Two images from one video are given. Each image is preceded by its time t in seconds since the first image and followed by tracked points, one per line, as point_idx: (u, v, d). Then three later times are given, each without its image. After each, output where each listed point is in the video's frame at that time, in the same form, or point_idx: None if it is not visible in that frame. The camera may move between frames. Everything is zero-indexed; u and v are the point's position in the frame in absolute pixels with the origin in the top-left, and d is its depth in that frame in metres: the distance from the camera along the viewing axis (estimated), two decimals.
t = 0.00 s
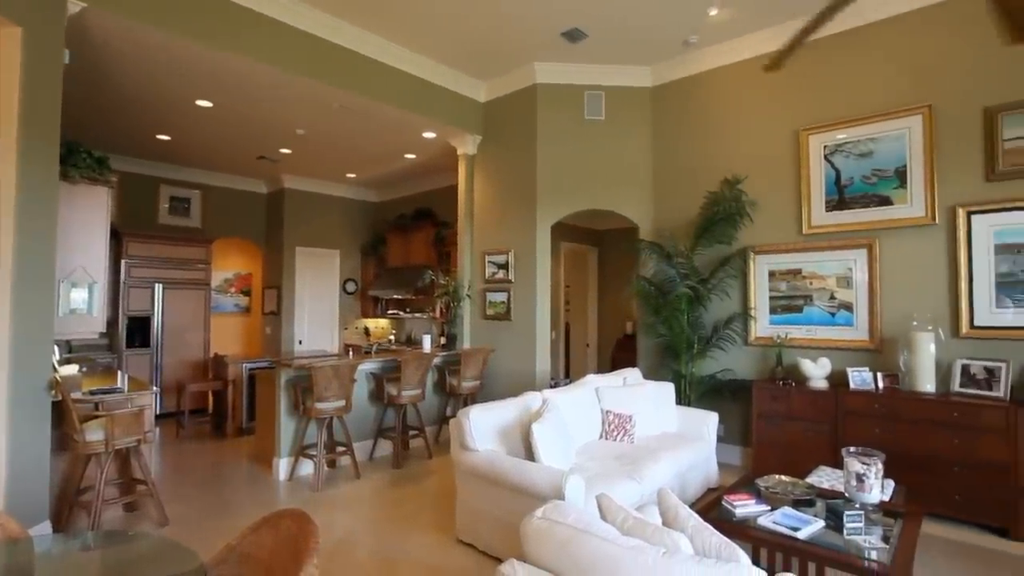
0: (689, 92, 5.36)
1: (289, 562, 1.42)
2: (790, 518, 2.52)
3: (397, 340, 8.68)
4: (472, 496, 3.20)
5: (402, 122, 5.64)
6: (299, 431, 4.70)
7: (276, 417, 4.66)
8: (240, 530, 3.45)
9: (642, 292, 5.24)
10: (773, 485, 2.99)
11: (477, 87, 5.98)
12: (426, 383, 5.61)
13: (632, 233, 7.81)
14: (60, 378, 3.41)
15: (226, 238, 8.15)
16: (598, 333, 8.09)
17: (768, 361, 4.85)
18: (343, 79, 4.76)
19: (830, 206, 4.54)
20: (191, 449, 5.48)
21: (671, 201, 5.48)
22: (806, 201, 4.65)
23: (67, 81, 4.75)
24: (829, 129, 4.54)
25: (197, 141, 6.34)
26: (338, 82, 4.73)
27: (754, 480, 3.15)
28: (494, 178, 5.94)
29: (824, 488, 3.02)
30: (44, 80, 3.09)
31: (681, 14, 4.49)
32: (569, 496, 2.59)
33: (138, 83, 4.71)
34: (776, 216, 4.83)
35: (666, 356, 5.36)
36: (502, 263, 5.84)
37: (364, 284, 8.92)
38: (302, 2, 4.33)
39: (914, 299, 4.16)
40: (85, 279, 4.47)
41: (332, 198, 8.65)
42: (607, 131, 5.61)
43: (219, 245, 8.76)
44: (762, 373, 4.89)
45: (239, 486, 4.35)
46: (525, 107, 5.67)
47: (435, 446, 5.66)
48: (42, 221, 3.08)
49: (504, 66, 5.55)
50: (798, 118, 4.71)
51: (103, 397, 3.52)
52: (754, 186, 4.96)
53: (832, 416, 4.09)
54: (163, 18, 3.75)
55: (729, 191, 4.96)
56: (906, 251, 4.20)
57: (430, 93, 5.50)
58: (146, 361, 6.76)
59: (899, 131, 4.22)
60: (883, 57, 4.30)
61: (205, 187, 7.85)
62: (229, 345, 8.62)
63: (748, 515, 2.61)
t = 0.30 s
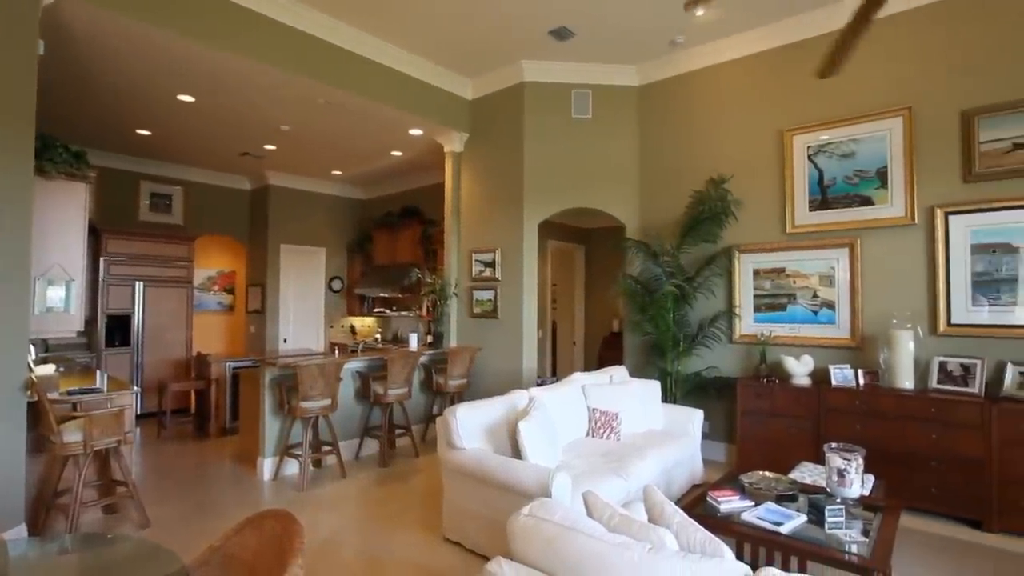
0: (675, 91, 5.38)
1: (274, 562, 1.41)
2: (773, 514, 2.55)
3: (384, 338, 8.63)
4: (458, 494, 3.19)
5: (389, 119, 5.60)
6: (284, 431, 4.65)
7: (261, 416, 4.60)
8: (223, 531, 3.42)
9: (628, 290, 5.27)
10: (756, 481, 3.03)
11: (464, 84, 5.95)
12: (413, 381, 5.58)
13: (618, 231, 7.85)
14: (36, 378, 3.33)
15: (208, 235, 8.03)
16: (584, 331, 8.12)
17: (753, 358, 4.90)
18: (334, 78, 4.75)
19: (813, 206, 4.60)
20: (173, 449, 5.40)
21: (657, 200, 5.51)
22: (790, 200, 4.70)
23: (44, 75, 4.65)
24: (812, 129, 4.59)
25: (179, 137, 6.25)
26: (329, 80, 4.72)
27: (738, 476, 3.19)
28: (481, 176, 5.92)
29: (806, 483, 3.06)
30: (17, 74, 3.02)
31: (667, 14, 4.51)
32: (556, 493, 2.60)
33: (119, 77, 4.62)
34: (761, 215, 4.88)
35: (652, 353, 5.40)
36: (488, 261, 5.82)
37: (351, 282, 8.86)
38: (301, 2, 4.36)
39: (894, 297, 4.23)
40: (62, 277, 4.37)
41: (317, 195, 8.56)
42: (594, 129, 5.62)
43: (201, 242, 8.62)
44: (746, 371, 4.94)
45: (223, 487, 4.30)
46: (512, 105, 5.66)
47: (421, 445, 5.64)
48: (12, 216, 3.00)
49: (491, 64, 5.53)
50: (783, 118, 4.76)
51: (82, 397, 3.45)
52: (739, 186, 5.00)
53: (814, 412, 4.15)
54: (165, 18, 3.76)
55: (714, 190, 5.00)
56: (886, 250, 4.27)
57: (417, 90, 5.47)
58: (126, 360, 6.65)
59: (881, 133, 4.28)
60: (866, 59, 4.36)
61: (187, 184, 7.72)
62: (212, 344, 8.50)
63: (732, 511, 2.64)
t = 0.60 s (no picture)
0: (661, 91, 5.41)
1: (257, 563, 1.38)
2: (757, 509, 2.58)
3: (370, 337, 8.58)
4: (445, 493, 3.19)
5: (375, 116, 5.56)
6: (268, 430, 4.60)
7: (244, 416, 4.55)
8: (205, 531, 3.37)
9: (614, 288, 5.30)
10: (740, 477, 3.07)
11: (450, 82, 5.93)
12: (399, 380, 5.55)
13: (605, 230, 7.88)
14: (10, 379, 3.26)
15: (190, 232, 7.90)
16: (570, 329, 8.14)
17: (737, 356, 4.95)
18: (324, 76, 4.74)
19: (796, 206, 4.66)
20: (154, 450, 5.31)
21: (643, 199, 5.54)
22: (774, 200, 4.75)
23: (19, 67, 4.54)
24: (796, 130, 4.64)
25: (161, 132, 6.15)
26: (319, 78, 4.71)
27: (722, 473, 3.22)
28: (468, 174, 5.91)
29: (789, 479, 3.10)
30: None
31: (653, 14, 4.54)
32: (542, 491, 2.60)
33: (97, 70, 4.53)
34: (746, 215, 4.93)
35: (638, 351, 5.43)
36: (475, 259, 5.81)
37: (336, 280, 8.78)
38: (297, 2, 4.38)
39: (875, 296, 4.30)
40: (37, 275, 4.28)
41: (301, 193, 8.47)
42: (581, 128, 5.63)
43: (183, 240, 8.49)
44: (730, 368, 4.99)
45: (206, 487, 4.24)
46: (499, 103, 5.65)
47: (407, 444, 5.62)
48: None
49: (478, 62, 5.51)
50: (767, 119, 4.81)
51: (59, 397, 3.38)
52: (723, 185, 5.04)
53: (797, 409, 4.21)
54: (163, 19, 3.77)
55: (699, 189, 5.04)
56: (867, 249, 4.33)
57: (404, 87, 5.44)
58: (105, 360, 6.52)
59: (862, 133, 4.34)
60: (847, 61, 4.42)
61: (167, 180, 7.59)
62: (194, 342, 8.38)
63: (716, 507, 2.66)
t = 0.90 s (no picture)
0: (647, 90, 5.44)
1: (241, 564, 1.37)
2: (741, 505, 2.62)
3: (355, 335, 8.53)
4: (431, 492, 3.18)
5: (361, 113, 5.53)
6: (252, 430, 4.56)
7: (227, 415, 4.49)
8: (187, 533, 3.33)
9: (600, 286, 5.32)
10: (724, 474, 3.10)
11: (437, 79, 5.90)
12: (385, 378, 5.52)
13: (591, 228, 7.90)
14: None
15: (172, 229, 7.78)
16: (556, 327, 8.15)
17: (721, 353, 5.00)
18: (321, 78, 4.78)
19: (779, 205, 4.71)
20: (135, 450, 5.23)
21: (628, 198, 5.57)
22: (757, 199, 4.81)
23: None
24: (779, 130, 4.70)
25: (141, 127, 6.04)
26: (316, 80, 4.75)
27: (707, 469, 3.26)
28: (454, 171, 5.89)
29: (771, 475, 3.15)
30: None
31: (640, 14, 4.57)
32: (528, 489, 2.61)
33: (76, 64, 4.44)
34: (730, 214, 4.98)
35: (623, 349, 5.45)
36: (461, 257, 5.80)
37: (321, 278, 8.71)
38: (292, 2, 4.39)
39: (856, 295, 4.37)
40: (11, 272, 4.18)
41: (286, 190, 8.38)
42: (568, 127, 5.64)
43: (165, 237, 8.36)
44: (714, 366, 5.04)
45: (188, 488, 4.19)
46: (485, 101, 5.64)
47: (393, 443, 5.59)
48: None
49: (464, 59, 5.49)
50: (750, 119, 4.86)
51: (36, 397, 3.30)
52: (708, 184, 5.08)
53: (780, 406, 4.26)
54: (163, 19, 3.80)
55: (685, 188, 5.08)
56: (849, 249, 4.40)
57: (390, 85, 5.41)
58: (83, 359, 6.40)
59: (844, 134, 4.41)
60: (829, 63, 4.49)
61: (148, 176, 7.47)
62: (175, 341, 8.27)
63: (701, 503, 2.69)
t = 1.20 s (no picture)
0: (633, 89, 5.46)
1: (222, 566, 1.34)
2: (724, 501, 2.64)
3: (340, 334, 8.47)
4: (416, 491, 3.16)
5: (346, 110, 5.48)
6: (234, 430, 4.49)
7: (209, 415, 4.42)
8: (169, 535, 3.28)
9: (586, 285, 5.34)
10: (709, 470, 3.13)
11: (423, 76, 5.86)
12: (370, 377, 5.48)
13: (577, 227, 7.92)
14: None
15: (151, 226, 7.64)
16: (542, 325, 8.17)
17: (705, 351, 5.05)
18: (318, 78, 4.83)
19: (762, 205, 4.77)
20: (114, 452, 5.13)
21: (614, 197, 5.59)
22: (741, 198, 4.85)
23: None
24: (763, 130, 4.74)
25: (119, 121, 5.92)
26: (314, 79, 4.80)
27: (691, 466, 3.28)
28: (440, 169, 5.86)
29: (754, 471, 3.18)
30: None
31: (626, 13, 4.59)
32: (514, 486, 2.61)
33: (50, 55, 4.32)
34: (714, 213, 5.02)
35: (609, 348, 5.48)
36: (447, 255, 5.77)
37: (305, 276, 8.62)
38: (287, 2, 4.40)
39: (838, 294, 4.43)
40: None
41: (269, 187, 8.27)
42: (554, 125, 5.64)
43: (143, 234, 8.17)
44: (699, 364, 5.08)
45: (169, 489, 4.12)
46: (471, 98, 5.61)
47: (379, 442, 5.56)
48: None
49: (450, 56, 5.46)
50: (735, 120, 4.90)
51: (10, 398, 3.23)
52: (693, 183, 5.12)
53: (763, 403, 4.31)
54: (165, 19, 3.82)
55: (670, 188, 5.11)
56: (831, 248, 4.46)
57: (376, 81, 5.37)
58: (59, 359, 6.26)
59: (827, 135, 4.46)
60: (812, 64, 4.54)
61: (126, 171, 7.32)
62: (155, 340, 8.13)
63: (686, 500, 2.71)
